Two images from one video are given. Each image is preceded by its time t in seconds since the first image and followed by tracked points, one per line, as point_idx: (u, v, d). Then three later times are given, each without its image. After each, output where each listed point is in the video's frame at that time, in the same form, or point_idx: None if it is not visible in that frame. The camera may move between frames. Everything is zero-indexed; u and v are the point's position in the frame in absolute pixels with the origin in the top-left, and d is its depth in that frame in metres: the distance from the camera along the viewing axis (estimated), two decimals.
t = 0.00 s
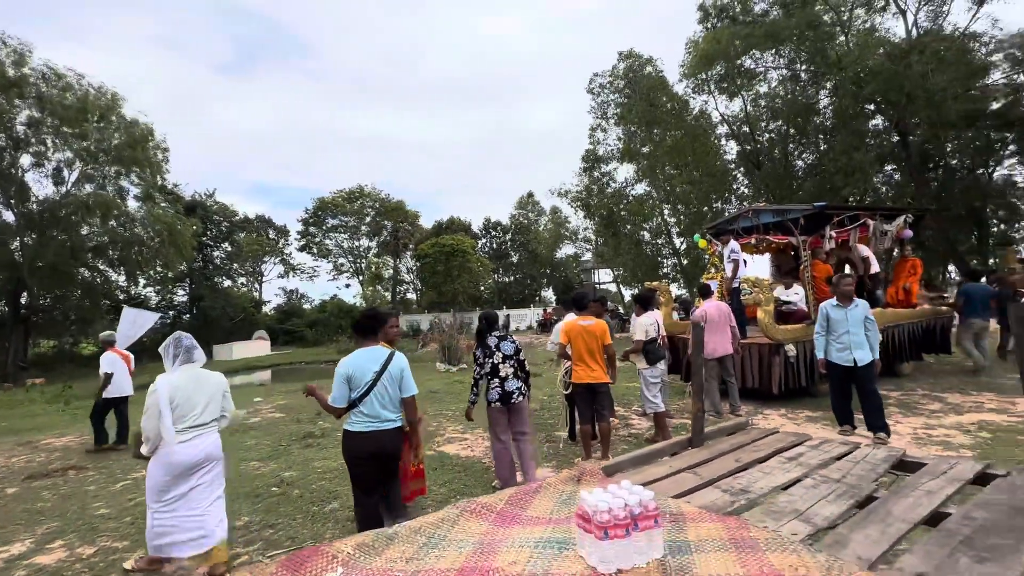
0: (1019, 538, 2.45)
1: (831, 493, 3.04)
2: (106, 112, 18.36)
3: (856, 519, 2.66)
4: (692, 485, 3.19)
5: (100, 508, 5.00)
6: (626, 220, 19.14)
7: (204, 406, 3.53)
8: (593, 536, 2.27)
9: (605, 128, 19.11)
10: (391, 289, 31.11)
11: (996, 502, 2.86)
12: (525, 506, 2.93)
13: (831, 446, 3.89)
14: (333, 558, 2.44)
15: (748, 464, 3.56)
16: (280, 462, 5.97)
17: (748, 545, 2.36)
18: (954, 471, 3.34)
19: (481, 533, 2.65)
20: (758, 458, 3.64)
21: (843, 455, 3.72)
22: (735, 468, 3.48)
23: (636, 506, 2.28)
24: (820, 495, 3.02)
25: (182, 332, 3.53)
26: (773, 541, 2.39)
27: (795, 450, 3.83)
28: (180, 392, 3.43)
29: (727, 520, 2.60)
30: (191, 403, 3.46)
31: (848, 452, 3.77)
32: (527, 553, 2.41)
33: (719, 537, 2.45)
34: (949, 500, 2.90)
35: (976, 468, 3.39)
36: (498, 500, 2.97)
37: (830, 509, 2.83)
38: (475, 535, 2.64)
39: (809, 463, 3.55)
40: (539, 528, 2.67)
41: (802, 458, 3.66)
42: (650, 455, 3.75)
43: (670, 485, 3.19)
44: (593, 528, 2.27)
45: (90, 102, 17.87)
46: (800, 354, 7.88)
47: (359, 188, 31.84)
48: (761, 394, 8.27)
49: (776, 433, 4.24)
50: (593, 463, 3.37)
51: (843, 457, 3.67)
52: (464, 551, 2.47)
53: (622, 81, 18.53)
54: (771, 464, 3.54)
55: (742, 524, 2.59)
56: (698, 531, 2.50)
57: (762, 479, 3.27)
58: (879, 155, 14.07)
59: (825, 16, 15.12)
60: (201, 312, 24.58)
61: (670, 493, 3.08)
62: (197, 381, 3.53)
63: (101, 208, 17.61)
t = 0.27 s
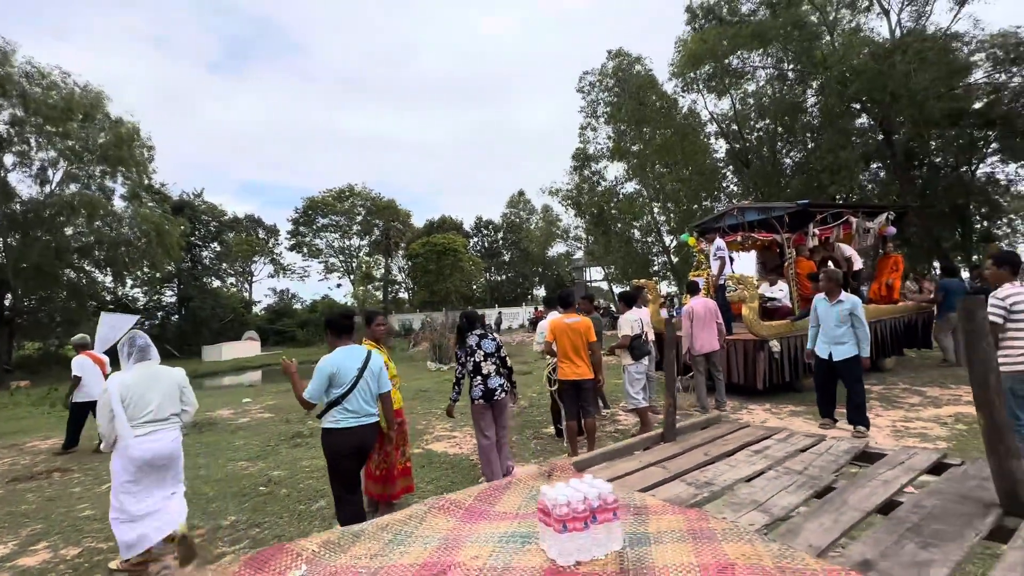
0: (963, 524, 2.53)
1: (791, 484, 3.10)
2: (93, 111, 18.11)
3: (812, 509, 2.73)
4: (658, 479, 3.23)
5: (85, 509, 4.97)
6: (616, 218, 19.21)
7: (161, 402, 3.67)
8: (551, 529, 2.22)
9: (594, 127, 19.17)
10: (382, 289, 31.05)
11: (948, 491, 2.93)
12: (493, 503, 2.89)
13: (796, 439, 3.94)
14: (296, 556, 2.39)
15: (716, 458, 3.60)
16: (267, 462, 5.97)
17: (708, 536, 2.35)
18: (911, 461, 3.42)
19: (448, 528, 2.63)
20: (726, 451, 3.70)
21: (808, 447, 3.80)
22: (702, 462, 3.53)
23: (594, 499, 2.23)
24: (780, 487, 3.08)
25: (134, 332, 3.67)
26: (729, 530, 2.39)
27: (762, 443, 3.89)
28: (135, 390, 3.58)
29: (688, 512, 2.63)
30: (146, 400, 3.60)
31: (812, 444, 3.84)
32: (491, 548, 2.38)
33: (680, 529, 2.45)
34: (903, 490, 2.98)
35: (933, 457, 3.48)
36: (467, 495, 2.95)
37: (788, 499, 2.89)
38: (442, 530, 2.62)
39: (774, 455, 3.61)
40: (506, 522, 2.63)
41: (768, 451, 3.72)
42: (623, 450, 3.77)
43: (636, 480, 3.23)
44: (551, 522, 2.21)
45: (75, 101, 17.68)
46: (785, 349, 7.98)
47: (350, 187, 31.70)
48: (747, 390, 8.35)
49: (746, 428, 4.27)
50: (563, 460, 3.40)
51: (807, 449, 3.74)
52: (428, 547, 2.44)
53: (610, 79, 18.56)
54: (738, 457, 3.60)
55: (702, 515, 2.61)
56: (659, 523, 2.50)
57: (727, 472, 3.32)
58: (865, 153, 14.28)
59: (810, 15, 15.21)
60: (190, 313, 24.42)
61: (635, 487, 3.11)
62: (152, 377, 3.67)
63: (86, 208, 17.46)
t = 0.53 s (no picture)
0: (928, 524, 2.56)
1: (764, 483, 3.14)
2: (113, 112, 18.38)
3: (781, 507, 2.77)
4: (632, 475, 3.28)
5: (101, 497, 5.12)
6: (626, 218, 19.21)
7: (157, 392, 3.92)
8: (513, 521, 2.26)
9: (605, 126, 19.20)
10: (393, 288, 31.23)
11: (921, 492, 2.95)
12: (468, 496, 2.93)
13: (777, 438, 3.96)
14: (267, 544, 2.45)
15: (695, 455, 3.64)
16: (277, 455, 6.10)
17: (670, 531, 2.39)
18: (889, 461, 3.44)
19: (419, 520, 2.67)
20: (706, 449, 3.73)
21: (788, 446, 3.81)
22: (681, 459, 3.56)
23: (558, 493, 2.27)
24: (753, 484, 3.12)
25: (134, 327, 3.98)
26: (692, 527, 2.42)
27: (744, 442, 3.91)
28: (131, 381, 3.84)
29: (656, 508, 2.68)
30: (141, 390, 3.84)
31: (792, 443, 3.87)
32: (457, 539, 2.43)
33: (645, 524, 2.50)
34: (876, 491, 3.00)
35: (911, 458, 3.50)
36: (442, 488, 2.99)
37: (759, 497, 2.93)
38: (412, 522, 2.67)
39: (753, 453, 3.63)
40: (476, 516, 2.68)
41: (747, 449, 3.75)
42: (604, 446, 3.82)
43: (611, 476, 3.28)
44: (514, 514, 2.26)
45: (96, 102, 17.99)
46: (791, 349, 7.97)
47: (361, 187, 31.90)
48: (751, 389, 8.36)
49: (729, 426, 4.28)
50: (542, 456, 3.43)
51: (787, 448, 3.76)
52: (397, 538, 2.48)
53: (621, 79, 18.53)
54: (716, 455, 3.63)
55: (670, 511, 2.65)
56: (625, 518, 2.55)
57: (703, 470, 3.36)
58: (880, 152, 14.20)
59: (825, 14, 15.12)
60: (204, 310, 24.76)
61: (608, 482, 3.16)
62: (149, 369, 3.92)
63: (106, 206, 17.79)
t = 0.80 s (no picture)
0: (905, 542, 2.56)
1: (747, 494, 3.14)
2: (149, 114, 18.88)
3: (759, 519, 2.80)
4: (618, 480, 3.33)
5: (134, 482, 5.33)
6: (647, 220, 19.17)
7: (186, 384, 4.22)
8: (483, 523, 2.25)
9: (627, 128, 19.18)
10: (413, 288, 31.52)
11: (905, 509, 2.94)
12: (450, 496, 2.95)
13: (766, 449, 3.95)
14: (246, 535, 2.46)
15: (683, 463, 3.66)
16: (300, 448, 6.27)
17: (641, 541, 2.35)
18: (879, 477, 3.42)
19: (398, 518, 2.69)
20: (693, 458, 3.76)
21: (778, 457, 3.80)
22: (667, 467, 3.59)
23: (527, 495, 2.26)
24: (735, 495, 3.13)
25: (173, 323, 4.23)
26: (666, 535, 2.40)
27: (732, 451, 3.92)
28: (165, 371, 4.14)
29: (634, 515, 2.64)
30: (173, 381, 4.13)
31: (783, 453, 3.86)
32: (430, 539, 2.44)
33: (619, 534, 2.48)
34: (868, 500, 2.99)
35: (902, 474, 3.46)
36: (425, 487, 3.00)
37: (738, 507, 2.95)
38: (391, 520, 2.68)
39: (740, 464, 3.65)
40: (453, 516, 2.69)
41: (736, 459, 3.74)
42: (594, 451, 3.87)
43: (597, 481, 3.33)
44: (483, 516, 2.24)
45: (133, 104, 18.52)
46: (811, 356, 7.90)
47: (384, 187, 32.21)
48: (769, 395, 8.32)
49: (719, 435, 4.30)
50: (529, 457, 3.45)
51: (777, 459, 3.76)
52: (372, 535, 2.50)
53: (644, 80, 18.48)
54: (703, 464, 3.64)
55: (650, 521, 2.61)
56: (600, 525, 2.52)
57: (688, 478, 3.38)
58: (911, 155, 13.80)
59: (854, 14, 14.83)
60: (230, 307, 25.30)
61: (593, 487, 3.22)
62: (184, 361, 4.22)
63: (141, 205, 18.36)
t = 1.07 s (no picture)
0: (878, 561, 2.43)
1: (724, 504, 2.94)
2: (186, 115, 19.30)
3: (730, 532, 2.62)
4: (596, 487, 3.13)
5: (171, 467, 5.57)
6: (670, 223, 19.09)
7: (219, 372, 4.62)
8: (446, 525, 2.25)
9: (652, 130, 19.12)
10: (434, 287, 31.80)
11: (884, 528, 2.79)
12: (426, 497, 2.93)
13: (756, 460, 3.69)
14: (219, 529, 2.49)
15: (668, 472, 3.45)
16: (326, 439, 6.47)
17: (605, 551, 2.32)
18: (867, 492, 3.21)
19: (372, 517, 2.68)
20: (679, 467, 3.52)
21: (766, 468, 3.55)
22: (649, 475, 3.37)
23: (494, 500, 2.25)
24: (713, 505, 2.93)
25: (209, 313, 4.64)
26: (630, 545, 2.36)
27: (720, 462, 3.66)
28: (203, 360, 4.53)
29: (604, 523, 2.60)
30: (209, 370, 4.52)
31: (772, 465, 3.60)
32: (397, 539, 2.45)
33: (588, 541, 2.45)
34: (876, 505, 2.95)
35: (890, 490, 3.25)
36: (403, 488, 2.96)
37: (712, 519, 2.75)
38: (365, 518, 2.67)
39: (727, 475, 3.40)
40: (425, 517, 2.67)
41: (723, 471, 3.50)
42: (578, 456, 3.63)
43: (572, 488, 3.13)
44: (446, 518, 2.24)
45: (172, 106, 19.01)
46: (836, 363, 7.80)
47: (407, 187, 32.56)
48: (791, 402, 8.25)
49: (710, 444, 4.05)
50: (512, 462, 3.40)
51: (766, 471, 3.51)
52: (342, 533, 2.51)
53: (670, 82, 18.41)
54: (688, 473, 3.43)
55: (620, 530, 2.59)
56: (567, 532, 2.50)
57: (668, 487, 3.17)
58: (950, 159, 13.62)
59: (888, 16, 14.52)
60: (257, 302, 25.87)
61: (567, 493, 3.04)
62: (221, 352, 4.62)
63: (177, 203, 18.93)
